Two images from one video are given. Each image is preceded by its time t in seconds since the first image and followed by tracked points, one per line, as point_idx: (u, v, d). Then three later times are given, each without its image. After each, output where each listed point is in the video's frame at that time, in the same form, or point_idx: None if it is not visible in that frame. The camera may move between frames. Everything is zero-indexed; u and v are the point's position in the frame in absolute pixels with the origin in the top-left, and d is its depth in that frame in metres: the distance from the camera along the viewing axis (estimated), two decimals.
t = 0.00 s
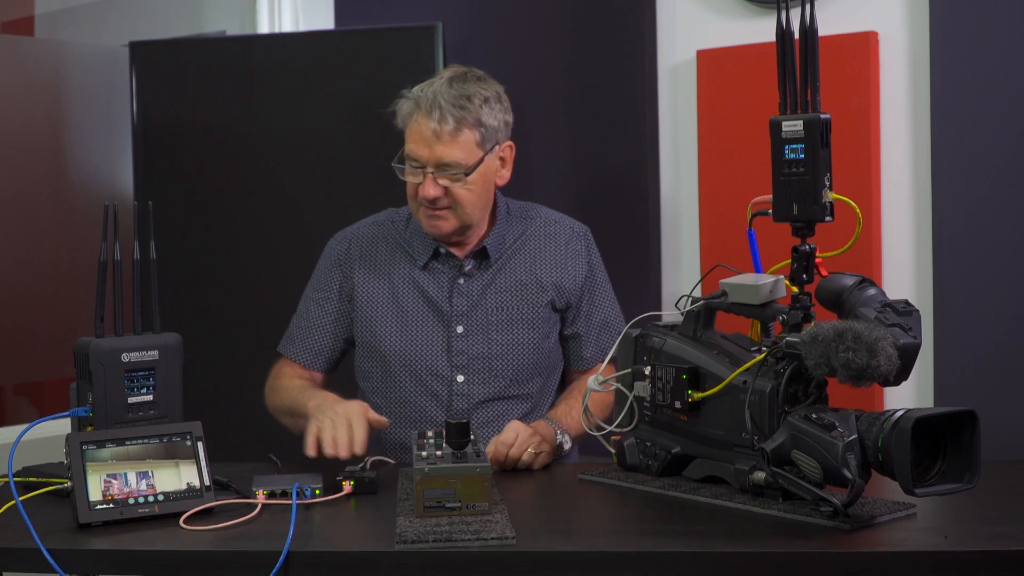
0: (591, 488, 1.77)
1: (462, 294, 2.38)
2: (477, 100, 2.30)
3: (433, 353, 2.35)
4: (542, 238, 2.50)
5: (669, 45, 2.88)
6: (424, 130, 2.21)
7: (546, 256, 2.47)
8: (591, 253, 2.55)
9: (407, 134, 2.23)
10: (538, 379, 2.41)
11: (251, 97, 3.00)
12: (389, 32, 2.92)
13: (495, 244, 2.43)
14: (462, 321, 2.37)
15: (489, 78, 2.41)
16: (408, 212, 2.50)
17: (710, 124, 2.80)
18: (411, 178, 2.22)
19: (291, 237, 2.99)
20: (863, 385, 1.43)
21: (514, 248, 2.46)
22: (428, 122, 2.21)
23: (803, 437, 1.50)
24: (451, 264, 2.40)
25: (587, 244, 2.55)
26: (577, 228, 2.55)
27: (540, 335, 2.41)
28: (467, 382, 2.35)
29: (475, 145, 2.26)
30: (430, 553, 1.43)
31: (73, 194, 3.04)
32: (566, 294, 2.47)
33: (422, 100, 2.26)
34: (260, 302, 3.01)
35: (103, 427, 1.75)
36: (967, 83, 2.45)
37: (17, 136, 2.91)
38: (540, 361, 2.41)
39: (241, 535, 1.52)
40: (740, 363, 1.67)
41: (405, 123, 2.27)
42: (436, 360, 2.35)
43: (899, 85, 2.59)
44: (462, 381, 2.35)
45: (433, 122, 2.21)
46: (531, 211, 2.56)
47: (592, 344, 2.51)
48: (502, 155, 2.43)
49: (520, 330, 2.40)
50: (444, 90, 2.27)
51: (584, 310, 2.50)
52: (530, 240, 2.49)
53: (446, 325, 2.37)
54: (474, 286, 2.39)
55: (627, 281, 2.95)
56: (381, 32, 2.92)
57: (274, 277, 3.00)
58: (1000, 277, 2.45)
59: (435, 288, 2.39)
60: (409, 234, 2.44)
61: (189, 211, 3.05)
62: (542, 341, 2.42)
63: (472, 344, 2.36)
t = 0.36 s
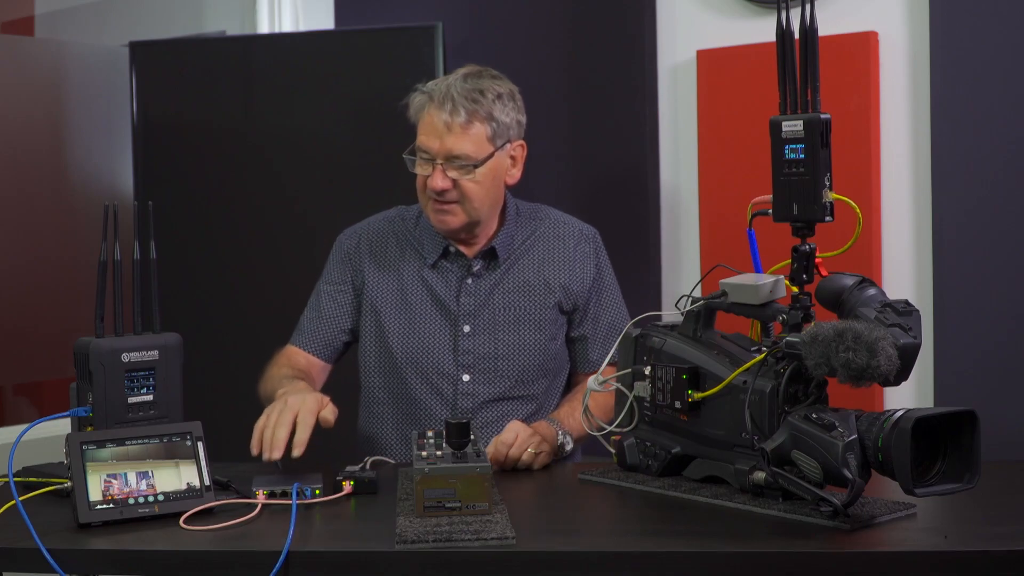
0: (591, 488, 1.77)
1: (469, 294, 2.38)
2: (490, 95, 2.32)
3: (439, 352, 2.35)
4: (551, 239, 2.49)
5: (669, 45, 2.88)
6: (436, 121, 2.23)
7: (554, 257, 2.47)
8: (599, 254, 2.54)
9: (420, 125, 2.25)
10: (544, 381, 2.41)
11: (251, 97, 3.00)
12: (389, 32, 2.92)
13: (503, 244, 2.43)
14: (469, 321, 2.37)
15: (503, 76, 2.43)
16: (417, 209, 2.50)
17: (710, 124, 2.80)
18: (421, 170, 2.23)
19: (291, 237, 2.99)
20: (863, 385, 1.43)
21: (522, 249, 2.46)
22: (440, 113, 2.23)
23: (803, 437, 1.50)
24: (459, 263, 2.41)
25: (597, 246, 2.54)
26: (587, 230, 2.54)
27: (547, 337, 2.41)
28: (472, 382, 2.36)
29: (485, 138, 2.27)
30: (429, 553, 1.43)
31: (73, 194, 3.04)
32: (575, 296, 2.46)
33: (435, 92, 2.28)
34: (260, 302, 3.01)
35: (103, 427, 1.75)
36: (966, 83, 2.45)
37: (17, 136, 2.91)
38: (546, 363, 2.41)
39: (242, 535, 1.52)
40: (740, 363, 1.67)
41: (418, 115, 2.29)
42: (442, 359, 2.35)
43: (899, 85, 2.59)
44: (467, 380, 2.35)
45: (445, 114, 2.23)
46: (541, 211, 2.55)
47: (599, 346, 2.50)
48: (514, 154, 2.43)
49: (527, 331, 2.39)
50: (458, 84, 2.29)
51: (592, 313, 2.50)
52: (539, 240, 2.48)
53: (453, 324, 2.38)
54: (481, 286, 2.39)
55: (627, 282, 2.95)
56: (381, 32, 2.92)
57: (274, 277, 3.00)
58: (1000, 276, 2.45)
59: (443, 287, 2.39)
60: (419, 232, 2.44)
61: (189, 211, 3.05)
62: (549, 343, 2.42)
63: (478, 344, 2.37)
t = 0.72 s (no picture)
0: (591, 488, 1.77)
1: (472, 298, 2.39)
2: (488, 98, 2.34)
3: (441, 356, 2.37)
4: (552, 240, 2.50)
5: (669, 45, 2.88)
6: (428, 119, 2.27)
7: (556, 260, 2.48)
8: (599, 254, 2.55)
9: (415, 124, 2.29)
10: (545, 383, 2.43)
11: (251, 97, 3.00)
12: (389, 32, 2.92)
13: (504, 247, 2.44)
14: (471, 325, 2.38)
15: (509, 83, 2.45)
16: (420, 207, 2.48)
17: (710, 124, 2.80)
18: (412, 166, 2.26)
19: (291, 237, 2.99)
20: (863, 385, 1.43)
21: (523, 252, 2.47)
22: (433, 112, 2.27)
23: (803, 437, 1.50)
24: (463, 268, 2.40)
25: (597, 247, 2.56)
26: (587, 230, 2.55)
27: (548, 340, 2.43)
28: (473, 386, 2.38)
29: (478, 140, 2.28)
30: (429, 554, 1.43)
31: (73, 194, 3.04)
32: (576, 298, 2.48)
33: (432, 92, 2.32)
34: (260, 302, 3.01)
35: (103, 427, 1.75)
36: (966, 83, 2.45)
37: (17, 136, 2.91)
38: (547, 366, 2.43)
39: (242, 535, 1.52)
40: (740, 363, 1.67)
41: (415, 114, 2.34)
42: (444, 364, 2.37)
43: (899, 85, 2.59)
44: (469, 384, 2.37)
45: (438, 112, 2.27)
46: (542, 212, 2.56)
47: (601, 345, 2.49)
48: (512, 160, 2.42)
49: (528, 335, 2.41)
50: (456, 85, 2.33)
51: (594, 314, 2.50)
52: (541, 242, 2.49)
53: (456, 328, 2.39)
54: (483, 290, 2.40)
55: (627, 282, 2.95)
56: (381, 32, 2.92)
57: (274, 277, 3.00)
58: (1000, 276, 2.45)
59: (446, 290, 2.40)
60: (422, 233, 2.44)
61: (189, 211, 3.05)
62: (550, 346, 2.44)
63: (480, 349, 2.39)
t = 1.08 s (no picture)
0: (591, 488, 1.77)
1: (478, 304, 2.39)
2: (500, 103, 2.35)
3: (447, 364, 2.37)
4: (559, 247, 2.51)
5: (669, 44, 2.88)
6: (439, 123, 2.27)
7: (563, 266, 2.48)
8: (606, 260, 2.55)
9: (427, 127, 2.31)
10: (551, 391, 2.43)
11: (251, 97, 3.00)
12: (389, 32, 2.92)
13: (512, 253, 2.44)
14: (477, 332, 2.38)
15: (522, 88, 2.46)
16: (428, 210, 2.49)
17: (710, 124, 2.80)
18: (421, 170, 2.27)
19: (291, 238, 2.99)
20: (863, 385, 1.43)
21: (530, 257, 2.47)
22: (445, 116, 2.28)
23: (803, 437, 1.50)
24: (469, 273, 2.41)
25: (604, 253, 2.56)
26: (594, 235, 2.56)
27: (555, 348, 2.42)
28: (479, 395, 2.37)
29: (487, 146, 2.30)
30: (429, 554, 1.43)
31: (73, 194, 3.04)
32: (583, 305, 2.48)
33: (445, 96, 2.33)
34: (260, 302, 3.01)
35: (103, 427, 1.75)
36: (966, 83, 2.45)
37: (18, 136, 2.91)
38: (553, 374, 2.42)
39: (243, 535, 1.52)
40: (740, 363, 1.67)
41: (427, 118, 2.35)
42: (450, 371, 2.37)
43: (899, 85, 2.59)
44: (475, 392, 2.36)
45: (450, 116, 2.27)
46: (548, 218, 2.57)
47: (606, 352, 2.49)
48: (521, 168, 2.43)
49: (535, 343, 2.41)
50: (470, 89, 2.33)
51: (600, 320, 2.49)
52: (547, 249, 2.50)
53: (462, 335, 2.39)
54: (490, 297, 2.40)
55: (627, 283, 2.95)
56: (381, 31, 2.92)
57: (274, 277, 3.00)
58: (1000, 276, 2.45)
59: (452, 297, 2.40)
60: (428, 237, 2.44)
61: (189, 211, 3.05)
62: (556, 354, 2.43)
63: (486, 356, 2.38)
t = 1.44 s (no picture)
0: (591, 488, 1.77)
1: (434, 307, 2.91)
2: (456, 105, 2.82)
3: (405, 367, 2.91)
4: (513, 244, 2.97)
5: (670, 44, 2.92)
6: (396, 129, 2.79)
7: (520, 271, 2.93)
8: (561, 256, 2.97)
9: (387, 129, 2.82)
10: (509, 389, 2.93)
11: (251, 96, 3.00)
12: (389, 32, 2.92)
13: (467, 252, 2.93)
14: (433, 334, 2.91)
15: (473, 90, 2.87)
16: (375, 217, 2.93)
17: (710, 124, 2.80)
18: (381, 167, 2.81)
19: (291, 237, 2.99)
20: (863, 385, 1.43)
21: (485, 255, 2.95)
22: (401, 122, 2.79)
23: (803, 437, 1.50)
24: (424, 276, 2.92)
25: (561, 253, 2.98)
26: (550, 234, 2.97)
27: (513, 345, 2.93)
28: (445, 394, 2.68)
29: (442, 149, 2.81)
30: (429, 553, 1.43)
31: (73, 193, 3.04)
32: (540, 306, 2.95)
33: (401, 100, 2.80)
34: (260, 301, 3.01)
35: (103, 427, 1.75)
36: (966, 82, 2.45)
37: (18, 136, 2.91)
38: (509, 367, 2.93)
39: (242, 535, 1.52)
40: (740, 363, 1.67)
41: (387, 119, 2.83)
42: (409, 373, 2.91)
43: (899, 85, 2.59)
44: (432, 392, 2.91)
45: (407, 122, 2.78)
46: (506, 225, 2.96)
47: (567, 346, 2.95)
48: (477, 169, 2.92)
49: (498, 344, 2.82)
50: (424, 93, 2.79)
51: (559, 318, 2.96)
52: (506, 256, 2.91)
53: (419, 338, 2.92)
54: (445, 298, 2.92)
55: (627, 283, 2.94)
56: (381, 31, 2.92)
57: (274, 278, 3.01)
58: (1000, 276, 2.45)
59: (409, 300, 2.92)
60: (378, 242, 2.94)
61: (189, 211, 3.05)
62: (514, 350, 2.94)
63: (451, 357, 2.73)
